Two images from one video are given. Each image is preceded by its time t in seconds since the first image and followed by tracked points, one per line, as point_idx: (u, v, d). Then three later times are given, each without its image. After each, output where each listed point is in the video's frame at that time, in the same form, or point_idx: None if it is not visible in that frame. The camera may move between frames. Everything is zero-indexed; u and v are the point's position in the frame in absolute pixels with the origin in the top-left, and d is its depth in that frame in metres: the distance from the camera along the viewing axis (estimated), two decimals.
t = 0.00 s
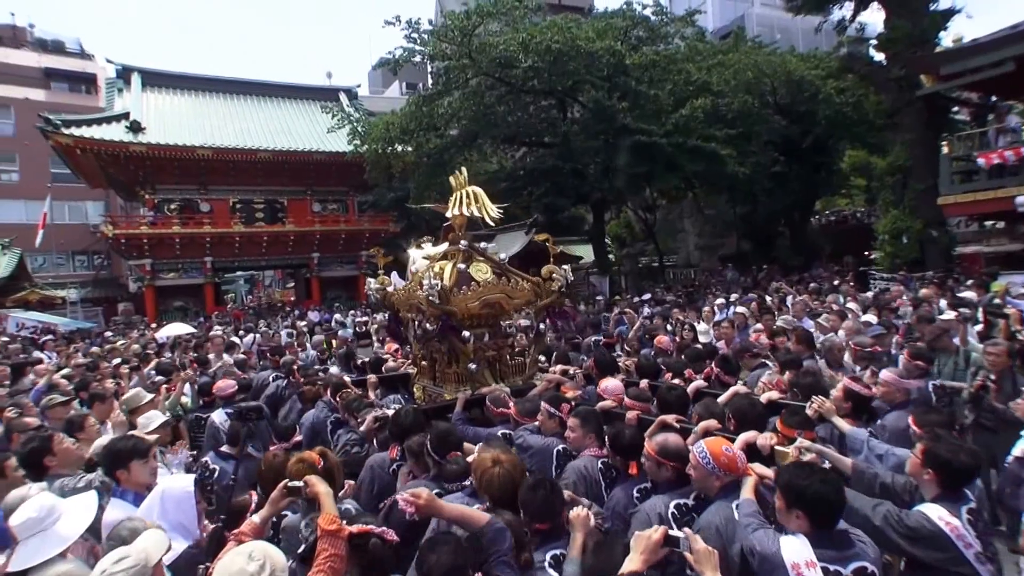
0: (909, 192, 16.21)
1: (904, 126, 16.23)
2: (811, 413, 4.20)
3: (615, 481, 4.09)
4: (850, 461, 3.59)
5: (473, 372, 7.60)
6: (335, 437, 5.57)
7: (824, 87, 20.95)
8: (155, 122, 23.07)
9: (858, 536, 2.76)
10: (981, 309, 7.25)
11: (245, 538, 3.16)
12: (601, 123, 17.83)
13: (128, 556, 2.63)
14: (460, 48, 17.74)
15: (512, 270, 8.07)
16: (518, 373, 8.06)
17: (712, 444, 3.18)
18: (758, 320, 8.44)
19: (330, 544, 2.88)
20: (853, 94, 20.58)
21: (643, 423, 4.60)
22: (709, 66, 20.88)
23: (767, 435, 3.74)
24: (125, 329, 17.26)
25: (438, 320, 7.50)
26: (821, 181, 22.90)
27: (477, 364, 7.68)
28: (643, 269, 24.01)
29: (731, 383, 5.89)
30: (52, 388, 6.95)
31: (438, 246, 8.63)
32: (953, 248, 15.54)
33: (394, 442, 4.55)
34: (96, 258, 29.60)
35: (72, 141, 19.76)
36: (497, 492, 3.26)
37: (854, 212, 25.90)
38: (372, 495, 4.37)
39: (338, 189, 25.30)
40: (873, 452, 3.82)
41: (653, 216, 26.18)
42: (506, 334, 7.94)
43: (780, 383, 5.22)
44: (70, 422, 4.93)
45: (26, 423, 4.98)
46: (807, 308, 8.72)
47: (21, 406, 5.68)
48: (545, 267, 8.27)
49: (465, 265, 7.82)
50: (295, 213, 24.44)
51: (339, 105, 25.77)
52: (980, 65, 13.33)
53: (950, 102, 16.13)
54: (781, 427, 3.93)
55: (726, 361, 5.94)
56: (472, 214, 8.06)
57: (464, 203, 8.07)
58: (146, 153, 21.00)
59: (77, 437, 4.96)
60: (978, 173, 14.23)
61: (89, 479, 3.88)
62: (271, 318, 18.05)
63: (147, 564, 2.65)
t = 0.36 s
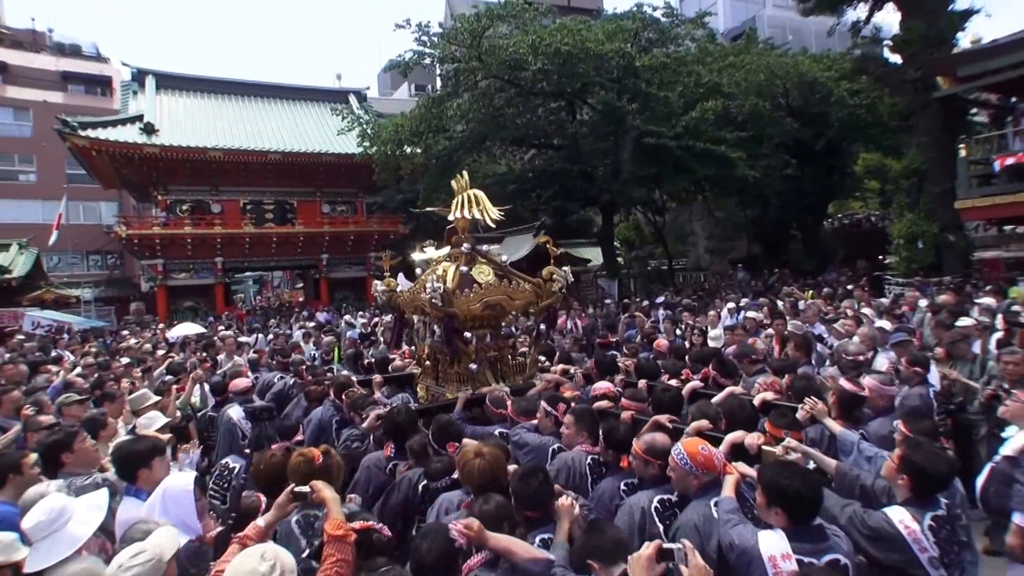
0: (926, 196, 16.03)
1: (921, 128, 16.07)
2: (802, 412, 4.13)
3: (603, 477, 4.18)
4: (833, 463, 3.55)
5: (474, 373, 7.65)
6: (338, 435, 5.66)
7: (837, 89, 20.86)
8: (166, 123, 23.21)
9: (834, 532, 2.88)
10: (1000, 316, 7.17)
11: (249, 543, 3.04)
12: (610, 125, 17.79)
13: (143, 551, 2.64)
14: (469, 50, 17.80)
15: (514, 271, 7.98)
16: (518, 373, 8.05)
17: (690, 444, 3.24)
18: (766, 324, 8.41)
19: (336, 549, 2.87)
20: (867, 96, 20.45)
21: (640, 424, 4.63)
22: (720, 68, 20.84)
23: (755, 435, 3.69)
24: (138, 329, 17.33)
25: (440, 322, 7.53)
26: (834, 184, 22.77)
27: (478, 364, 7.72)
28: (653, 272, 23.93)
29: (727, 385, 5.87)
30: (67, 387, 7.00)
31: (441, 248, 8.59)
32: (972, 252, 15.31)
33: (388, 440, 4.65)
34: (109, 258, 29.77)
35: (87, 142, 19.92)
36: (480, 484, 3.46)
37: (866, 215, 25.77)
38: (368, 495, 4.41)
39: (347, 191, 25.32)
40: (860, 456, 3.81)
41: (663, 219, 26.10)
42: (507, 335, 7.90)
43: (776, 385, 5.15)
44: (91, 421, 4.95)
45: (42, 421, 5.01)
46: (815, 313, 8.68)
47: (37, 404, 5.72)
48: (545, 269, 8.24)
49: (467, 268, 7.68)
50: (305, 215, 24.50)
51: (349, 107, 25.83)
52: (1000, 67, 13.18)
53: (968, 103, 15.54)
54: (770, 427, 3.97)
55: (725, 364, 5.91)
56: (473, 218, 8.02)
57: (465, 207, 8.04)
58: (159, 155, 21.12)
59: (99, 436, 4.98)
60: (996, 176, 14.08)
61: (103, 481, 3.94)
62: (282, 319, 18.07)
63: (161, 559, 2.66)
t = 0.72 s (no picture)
0: (943, 198, 15.83)
1: (938, 129, 15.89)
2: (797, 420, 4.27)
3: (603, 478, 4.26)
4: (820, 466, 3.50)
5: (477, 375, 7.69)
6: (345, 434, 5.74)
7: (851, 89, 20.68)
8: (179, 125, 23.34)
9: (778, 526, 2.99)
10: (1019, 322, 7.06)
11: (247, 543, 2.98)
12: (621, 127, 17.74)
13: (168, 549, 2.65)
14: (480, 52, 17.80)
15: (519, 278, 8.08)
16: (520, 376, 8.03)
17: (680, 441, 3.45)
18: (777, 328, 8.34)
19: (339, 553, 2.86)
20: (882, 96, 20.27)
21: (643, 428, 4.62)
22: (733, 69, 20.73)
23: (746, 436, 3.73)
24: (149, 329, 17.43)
25: (446, 327, 7.62)
26: (848, 186, 22.57)
27: (482, 366, 7.77)
28: (663, 274, 23.83)
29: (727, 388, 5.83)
30: (81, 385, 7.06)
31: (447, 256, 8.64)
32: (990, 256, 15.08)
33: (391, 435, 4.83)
34: (122, 258, 29.94)
35: (102, 144, 20.07)
36: (470, 476, 3.56)
37: (880, 218, 25.55)
38: (368, 485, 4.64)
39: (357, 192, 25.34)
40: (854, 456, 3.80)
41: (674, 221, 26.01)
42: (510, 338, 8.00)
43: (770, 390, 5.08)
44: (102, 420, 4.96)
45: (54, 419, 5.07)
46: (826, 316, 8.60)
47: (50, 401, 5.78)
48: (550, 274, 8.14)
49: (473, 275, 7.83)
50: (315, 215, 24.55)
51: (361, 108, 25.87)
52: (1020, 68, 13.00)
53: (986, 105, 15.46)
54: (761, 430, 4.05)
55: (723, 368, 5.85)
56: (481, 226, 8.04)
57: (472, 216, 8.01)
58: (172, 156, 21.23)
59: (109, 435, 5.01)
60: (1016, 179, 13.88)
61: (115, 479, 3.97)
62: (293, 319, 18.11)
63: (185, 557, 2.67)
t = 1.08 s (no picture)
0: (961, 199, 15.67)
1: (957, 129, 15.75)
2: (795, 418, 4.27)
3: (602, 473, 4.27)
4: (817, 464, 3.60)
5: (483, 376, 7.77)
6: (354, 433, 5.75)
7: (867, 90, 20.45)
8: (192, 126, 23.47)
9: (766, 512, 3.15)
10: None
11: (263, 538, 2.99)
12: (634, 128, 17.66)
13: (178, 551, 2.67)
14: (492, 53, 17.81)
15: (526, 283, 8.04)
16: (526, 377, 8.11)
17: (677, 442, 3.51)
18: (790, 329, 8.29)
19: (354, 547, 2.88)
20: (898, 96, 20.09)
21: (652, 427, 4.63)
22: (747, 69, 20.65)
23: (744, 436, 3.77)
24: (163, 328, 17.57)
25: (453, 328, 7.73)
26: (863, 187, 22.41)
27: (488, 367, 7.84)
28: (675, 276, 23.79)
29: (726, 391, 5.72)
30: (96, 384, 7.14)
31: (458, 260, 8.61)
32: (1009, 258, 14.90)
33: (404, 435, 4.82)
34: (135, 259, 30.15)
35: (116, 145, 20.19)
36: (477, 482, 3.61)
37: (896, 219, 25.34)
38: (386, 487, 4.67)
39: (369, 193, 25.40)
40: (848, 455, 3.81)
41: (685, 222, 25.95)
42: (517, 340, 8.07)
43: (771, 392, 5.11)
44: (113, 418, 4.99)
45: (67, 417, 5.12)
46: (840, 319, 8.54)
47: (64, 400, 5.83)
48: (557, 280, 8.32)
49: (481, 278, 7.83)
50: (327, 216, 24.64)
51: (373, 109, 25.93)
52: None
53: (1007, 104, 15.30)
54: (757, 431, 4.14)
55: (722, 369, 5.76)
56: (490, 232, 8.08)
57: (483, 222, 8.06)
58: (185, 157, 21.35)
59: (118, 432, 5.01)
60: None
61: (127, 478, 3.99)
62: (305, 319, 18.18)
63: (195, 558, 2.68)
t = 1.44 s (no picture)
0: (981, 199, 15.47)
1: (978, 127, 15.55)
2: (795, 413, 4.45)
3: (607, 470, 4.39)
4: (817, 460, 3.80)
5: (491, 372, 7.78)
6: (362, 429, 5.77)
7: (883, 87, 20.24)
8: (206, 126, 23.61)
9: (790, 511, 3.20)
10: None
11: (284, 535, 3.01)
12: (647, 127, 17.49)
13: (188, 550, 2.67)
14: (505, 52, 17.81)
15: (533, 280, 8.23)
16: (533, 374, 8.10)
17: (676, 438, 3.61)
18: (803, 329, 8.26)
19: (373, 544, 2.87)
20: (916, 94, 19.89)
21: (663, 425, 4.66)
22: (761, 67, 20.54)
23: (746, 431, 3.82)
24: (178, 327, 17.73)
25: (462, 325, 7.83)
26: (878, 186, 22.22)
27: (496, 364, 7.86)
28: (688, 276, 23.71)
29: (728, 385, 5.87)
30: (111, 382, 7.21)
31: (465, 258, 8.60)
32: None
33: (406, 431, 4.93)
34: (149, 258, 30.34)
35: (131, 145, 20.31)
36: (491, 474, 3.63)
37: (912, 219, 25.14)
38: (387, 481, 4.70)
39: (381, 193, 25.47)
40: (845, 449, 3.97)
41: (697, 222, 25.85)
42: (525, 337, 8.08)
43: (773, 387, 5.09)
44: (125, 416, 5.02)
45: (83, 415, 5.17)
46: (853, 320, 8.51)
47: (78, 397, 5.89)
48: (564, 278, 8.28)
49: (489, 277, 7.93)
50: (340, 216, 24.72)
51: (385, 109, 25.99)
52: None
53: None
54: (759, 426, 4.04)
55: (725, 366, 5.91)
56: (498, 231, 8.07)
57: (490, 220, 8.07)
58: (199, 157, 21.48)
59: (131, 430, 5.03)
60: None
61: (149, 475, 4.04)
62: (318, 319, 18.25)
63: (205, 557, 2.68)
